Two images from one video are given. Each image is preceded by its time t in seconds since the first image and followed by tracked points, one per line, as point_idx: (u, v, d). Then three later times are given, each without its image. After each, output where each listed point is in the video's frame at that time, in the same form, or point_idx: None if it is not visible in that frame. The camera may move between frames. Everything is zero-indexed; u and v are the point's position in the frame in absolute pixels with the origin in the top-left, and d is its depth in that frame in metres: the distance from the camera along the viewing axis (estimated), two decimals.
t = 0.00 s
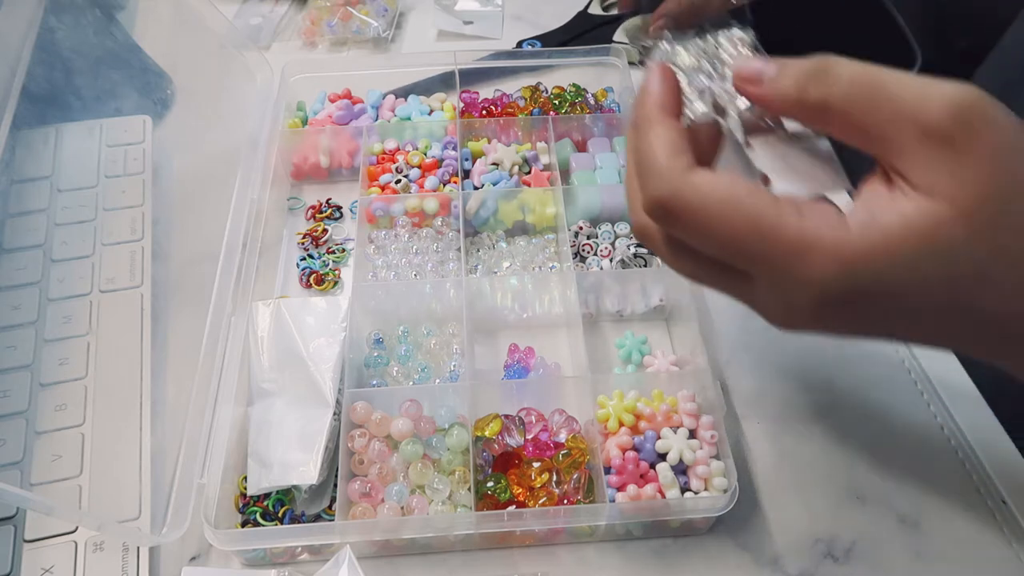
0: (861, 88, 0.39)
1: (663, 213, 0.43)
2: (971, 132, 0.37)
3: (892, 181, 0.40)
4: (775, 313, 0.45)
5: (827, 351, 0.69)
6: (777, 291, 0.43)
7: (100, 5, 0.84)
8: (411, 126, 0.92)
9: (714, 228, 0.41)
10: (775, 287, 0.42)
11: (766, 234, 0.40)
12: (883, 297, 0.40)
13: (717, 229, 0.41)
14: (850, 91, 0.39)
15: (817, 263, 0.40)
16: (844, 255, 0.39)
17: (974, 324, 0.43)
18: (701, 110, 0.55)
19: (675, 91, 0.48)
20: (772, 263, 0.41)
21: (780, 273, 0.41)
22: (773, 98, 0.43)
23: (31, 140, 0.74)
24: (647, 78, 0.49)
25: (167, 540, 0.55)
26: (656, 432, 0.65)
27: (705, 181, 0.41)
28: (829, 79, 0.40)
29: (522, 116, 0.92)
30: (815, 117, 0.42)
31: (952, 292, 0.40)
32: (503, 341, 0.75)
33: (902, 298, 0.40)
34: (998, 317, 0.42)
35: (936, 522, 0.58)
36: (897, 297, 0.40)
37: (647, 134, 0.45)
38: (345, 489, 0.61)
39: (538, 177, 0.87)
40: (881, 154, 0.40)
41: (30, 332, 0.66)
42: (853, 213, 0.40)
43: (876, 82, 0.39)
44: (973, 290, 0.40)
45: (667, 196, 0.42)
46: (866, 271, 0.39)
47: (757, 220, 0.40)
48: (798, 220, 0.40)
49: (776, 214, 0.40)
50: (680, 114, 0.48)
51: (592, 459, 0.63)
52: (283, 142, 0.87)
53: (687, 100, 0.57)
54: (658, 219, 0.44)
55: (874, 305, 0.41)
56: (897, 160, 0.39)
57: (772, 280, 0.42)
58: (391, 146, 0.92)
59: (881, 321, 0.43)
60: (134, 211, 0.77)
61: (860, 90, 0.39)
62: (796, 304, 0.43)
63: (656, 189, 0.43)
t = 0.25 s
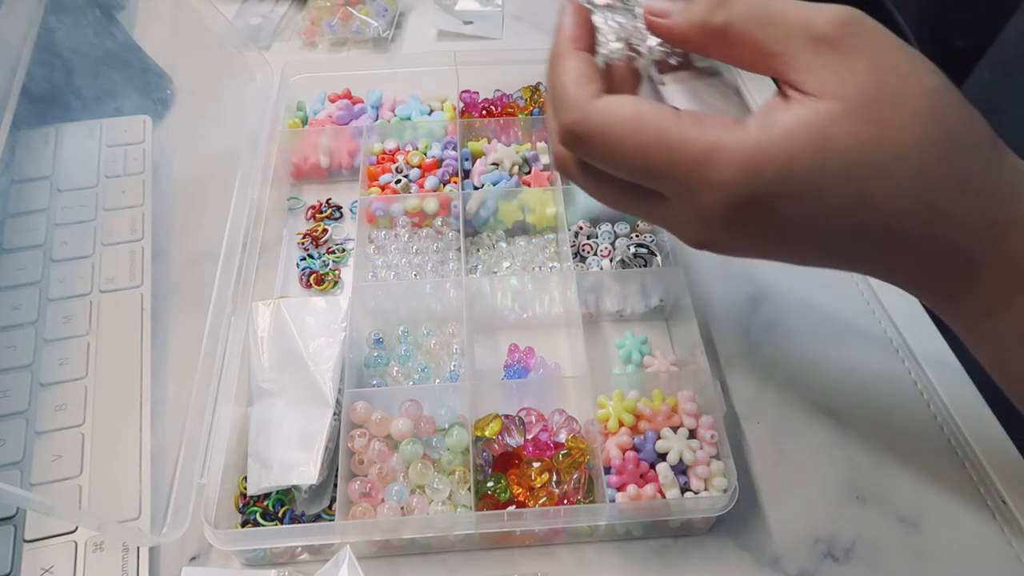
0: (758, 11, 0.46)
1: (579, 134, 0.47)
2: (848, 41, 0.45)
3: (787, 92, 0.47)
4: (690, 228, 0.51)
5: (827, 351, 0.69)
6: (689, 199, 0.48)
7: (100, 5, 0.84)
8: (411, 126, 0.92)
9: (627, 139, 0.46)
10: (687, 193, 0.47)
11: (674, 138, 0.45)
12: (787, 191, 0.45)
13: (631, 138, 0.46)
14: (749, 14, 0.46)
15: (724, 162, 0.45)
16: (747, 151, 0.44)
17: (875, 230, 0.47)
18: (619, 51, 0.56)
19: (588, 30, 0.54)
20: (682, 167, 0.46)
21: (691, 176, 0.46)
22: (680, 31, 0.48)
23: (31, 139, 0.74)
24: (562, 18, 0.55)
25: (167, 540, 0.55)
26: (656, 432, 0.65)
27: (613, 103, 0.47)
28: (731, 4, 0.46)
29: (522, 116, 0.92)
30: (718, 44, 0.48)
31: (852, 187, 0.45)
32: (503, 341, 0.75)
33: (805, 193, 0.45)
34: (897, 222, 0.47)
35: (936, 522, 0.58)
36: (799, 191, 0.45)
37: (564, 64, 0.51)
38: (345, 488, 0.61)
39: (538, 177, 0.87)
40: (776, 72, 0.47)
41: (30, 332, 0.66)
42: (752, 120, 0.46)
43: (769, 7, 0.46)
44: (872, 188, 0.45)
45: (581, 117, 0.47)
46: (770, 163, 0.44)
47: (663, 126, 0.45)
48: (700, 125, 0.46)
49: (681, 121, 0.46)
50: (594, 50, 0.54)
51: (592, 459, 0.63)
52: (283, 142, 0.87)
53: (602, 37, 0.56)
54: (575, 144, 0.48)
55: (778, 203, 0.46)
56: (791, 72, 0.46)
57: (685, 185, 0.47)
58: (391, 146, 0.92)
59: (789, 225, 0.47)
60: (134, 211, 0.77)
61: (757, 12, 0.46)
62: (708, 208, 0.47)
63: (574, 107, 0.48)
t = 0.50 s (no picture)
0: None
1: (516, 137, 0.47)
2: (777, 26, 0.45)
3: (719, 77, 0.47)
4: (635, 216, 0.51)
5: (826, 351, 0.69)
6: (629, 191, 0.48)
7: (100, 5, 0.84)
8: (411, 126, 0.92)
9: (563, 139, 0.46)
10: (627, 185, 0.48)
11: (609, 135, 0.45)
12: (724, 178, 0.46)
13: (567, 138, 0.46)
14: None
15: (661, 156, 0.45)
16: (682, 143, 0.44)
17: (811, 209, 0.48)
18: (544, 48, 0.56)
19: (510, 29, 0.51)
20: (619, 162, 0.46)
21: (630, 170, 0.46)
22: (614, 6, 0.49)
23: (31, 139, 0.74)
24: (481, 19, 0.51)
25: (167, 540, 0.55)
26: (656, 432, 0.65)
27: (545, 104, 0.46)
28: None
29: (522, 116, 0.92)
30: (654, 23, 0.48)
31: (789, 171, 0.46)
32: (503, 341, 0.75)
33: (741, 179, 0.46)
34: (831, 199, 0.48)
35: (935, 522, 0.58)
36: (735, 178, 0.46)
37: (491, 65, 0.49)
38: (344, 489, 0.61)
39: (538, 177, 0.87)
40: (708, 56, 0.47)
41: (30, 332, 0.66)
42: (685, 109, 0.46)
43: None
44: (807, 170, 0.46)
45: (515, 121, 0.46)
46: (706, 153, 0.44)
47: (596, 124, 0.45)
48: (635, 120, 0.46)
49: (615, 116, 0.46)
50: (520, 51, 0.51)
51: (592, 459, 0.64)
52: (283, 142, 0.87)
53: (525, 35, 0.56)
54: (512, 148, 0.48)
55: (716, 191, 0.46)
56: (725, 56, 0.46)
57: (625, 179, 0.47)
58: (391, 146, 0.92)
59: (728, 210, 0.48)
60: (134, 211, 0.77)
61: None
62: (649, 198, 0.48)
63: (509, 111, 0.47)
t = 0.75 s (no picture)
0: None
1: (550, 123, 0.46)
2: (809, 20, 0.46)
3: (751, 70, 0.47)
4: (665, 212, 0.50)
5: (826, 351, 0.69)
6: (662, 183, 0.47)
7: (99, 5, 0.84)
8: (411, 126, 0.92)
9: (598, 124, 0.45)
10: (660, 176, 0.47)
11: (645, 122, 0.45)
12: (759, 168, 0.45)
13: (602, 124, 0.45)
14: None
15: (696, 143, 0.44)
16: (718, 131, 0.44)
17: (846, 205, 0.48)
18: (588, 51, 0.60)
19: (551, 21, 0.53)
20: (654, 151, 0.45)
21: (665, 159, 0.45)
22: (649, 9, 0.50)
23: (30, 139, 0.74)
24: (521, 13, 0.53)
25: (167, 540, 0.55)
26: (657, 432, 0.65)
27: (581, 91, 0.46)
28: None
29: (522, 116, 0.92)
30: (687, 21, 0.49)
31: (825, 163, 0.45)
32: (503, 341, 0.75)
33: (776, 170, 0.45)
34: (867, 194, 0.47)
35: (936, 522, 0.58)
36: (770, 168, 0.45)
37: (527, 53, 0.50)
38: (345, 488, 0.61)
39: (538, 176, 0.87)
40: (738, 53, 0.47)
41: (30, 332, 0.66)
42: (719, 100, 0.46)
43: None
44: (840, 160, 0.45)
45: (551, 105, 0.46)
46: (743, 141, 0.44)
47: (633, 111, 0.45)
48: (670, 108, 0.45)
49: (650, 104, 0.45)
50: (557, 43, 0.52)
51: (592, 459, 0.64)
52: (283, 142, 0.87)
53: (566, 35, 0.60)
54: (545, 134, 0.47)
55: (750, 182, 0.46)
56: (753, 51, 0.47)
57: (659, 168, 0.46)
58: (391, 146, 0.92)
59: (761, 204, 0.47)
60: (134, 211, 0.77)
61: None
62: (682, 189, 0.47)
63: (544, 96, 0.47)
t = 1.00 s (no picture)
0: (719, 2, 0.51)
1: (545, 116, 0.51)
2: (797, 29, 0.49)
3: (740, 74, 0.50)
4: (655, 204, 0.54)
5: (826, 351, 0.69)
6: (648, 175, 0.51)
7: (99, 5, 0.84)
8: (411, 126, 0.92)
9: (589, 118, 0.49)
10: (645, 169, 0.51)
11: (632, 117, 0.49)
12: (739, 163, 0.48)
13: (592, 117, 0.49)
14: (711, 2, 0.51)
15: (679, 138, 0.48)
16: (700, 130, 0.48)
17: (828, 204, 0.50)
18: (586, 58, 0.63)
19: (552, 25, 0.59)
20: (640, 144, 0.49)
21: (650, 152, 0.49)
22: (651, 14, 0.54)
23: (31, 140, 0.74)
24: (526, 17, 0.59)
25: (167, 540, 0.55)
26: (657, 432, 0.65)
27: (572, 87, 0.51)
28: None
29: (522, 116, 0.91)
30: (686, 27, 0.52)
31: (804, 158, 0.48)
32: (503, 341, 0.75)
33: (756, 166, 0.48)
34: (846, 190, 0.49)
35: (936, 522, 0.58)
36: (750, 164, 0.48)
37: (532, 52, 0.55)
38: (345, 489, 0.61)
39: (538, 177, 0.87)
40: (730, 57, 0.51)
41: (30, 332, 0.66)
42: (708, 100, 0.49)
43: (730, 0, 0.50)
44: (819, 161, 0.48)
45: (547, 99, 0.51)
46: (721, 134, 0.47)
47: (621, 107, 0.49)
48: (657, 106, 0.49)
49: (640, 102, 0.49)
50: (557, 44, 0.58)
51: (592, 459, 0.64)
52: (283, 142, 0.87)
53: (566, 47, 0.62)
54: (542, 127, 0.52)
55: (731, 178, 0.49)
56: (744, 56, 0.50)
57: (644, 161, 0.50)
58: (391, 146, 0.92)
59: (744, 198, 0.51)
60: (134, 211, 0.77)
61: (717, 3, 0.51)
62: (665, 181, 0.50)
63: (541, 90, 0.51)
